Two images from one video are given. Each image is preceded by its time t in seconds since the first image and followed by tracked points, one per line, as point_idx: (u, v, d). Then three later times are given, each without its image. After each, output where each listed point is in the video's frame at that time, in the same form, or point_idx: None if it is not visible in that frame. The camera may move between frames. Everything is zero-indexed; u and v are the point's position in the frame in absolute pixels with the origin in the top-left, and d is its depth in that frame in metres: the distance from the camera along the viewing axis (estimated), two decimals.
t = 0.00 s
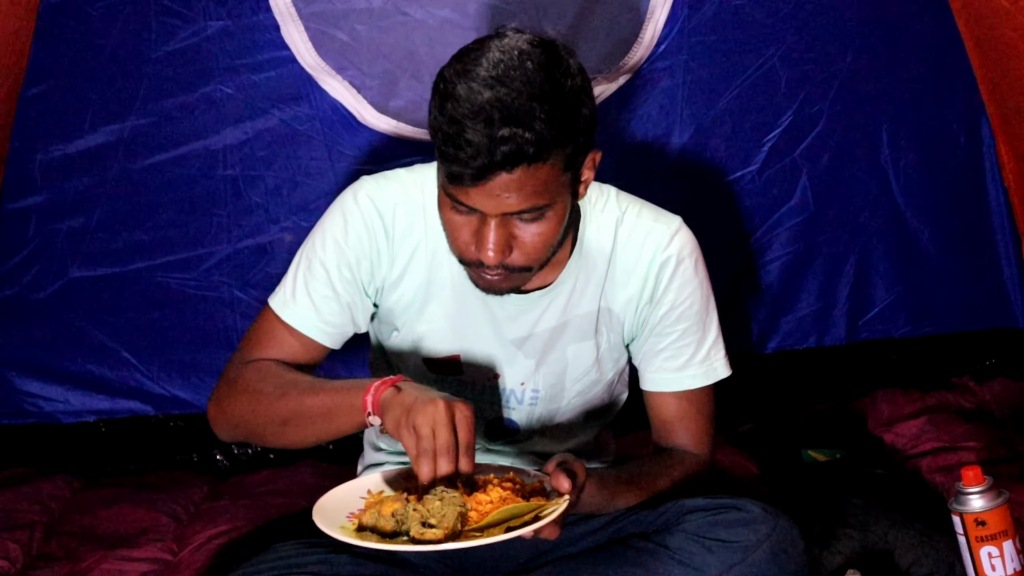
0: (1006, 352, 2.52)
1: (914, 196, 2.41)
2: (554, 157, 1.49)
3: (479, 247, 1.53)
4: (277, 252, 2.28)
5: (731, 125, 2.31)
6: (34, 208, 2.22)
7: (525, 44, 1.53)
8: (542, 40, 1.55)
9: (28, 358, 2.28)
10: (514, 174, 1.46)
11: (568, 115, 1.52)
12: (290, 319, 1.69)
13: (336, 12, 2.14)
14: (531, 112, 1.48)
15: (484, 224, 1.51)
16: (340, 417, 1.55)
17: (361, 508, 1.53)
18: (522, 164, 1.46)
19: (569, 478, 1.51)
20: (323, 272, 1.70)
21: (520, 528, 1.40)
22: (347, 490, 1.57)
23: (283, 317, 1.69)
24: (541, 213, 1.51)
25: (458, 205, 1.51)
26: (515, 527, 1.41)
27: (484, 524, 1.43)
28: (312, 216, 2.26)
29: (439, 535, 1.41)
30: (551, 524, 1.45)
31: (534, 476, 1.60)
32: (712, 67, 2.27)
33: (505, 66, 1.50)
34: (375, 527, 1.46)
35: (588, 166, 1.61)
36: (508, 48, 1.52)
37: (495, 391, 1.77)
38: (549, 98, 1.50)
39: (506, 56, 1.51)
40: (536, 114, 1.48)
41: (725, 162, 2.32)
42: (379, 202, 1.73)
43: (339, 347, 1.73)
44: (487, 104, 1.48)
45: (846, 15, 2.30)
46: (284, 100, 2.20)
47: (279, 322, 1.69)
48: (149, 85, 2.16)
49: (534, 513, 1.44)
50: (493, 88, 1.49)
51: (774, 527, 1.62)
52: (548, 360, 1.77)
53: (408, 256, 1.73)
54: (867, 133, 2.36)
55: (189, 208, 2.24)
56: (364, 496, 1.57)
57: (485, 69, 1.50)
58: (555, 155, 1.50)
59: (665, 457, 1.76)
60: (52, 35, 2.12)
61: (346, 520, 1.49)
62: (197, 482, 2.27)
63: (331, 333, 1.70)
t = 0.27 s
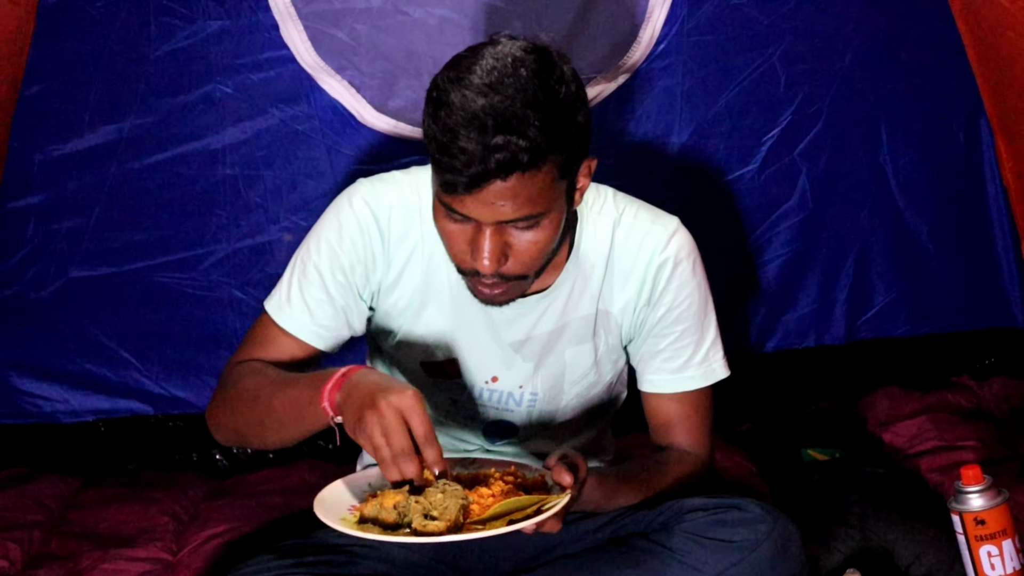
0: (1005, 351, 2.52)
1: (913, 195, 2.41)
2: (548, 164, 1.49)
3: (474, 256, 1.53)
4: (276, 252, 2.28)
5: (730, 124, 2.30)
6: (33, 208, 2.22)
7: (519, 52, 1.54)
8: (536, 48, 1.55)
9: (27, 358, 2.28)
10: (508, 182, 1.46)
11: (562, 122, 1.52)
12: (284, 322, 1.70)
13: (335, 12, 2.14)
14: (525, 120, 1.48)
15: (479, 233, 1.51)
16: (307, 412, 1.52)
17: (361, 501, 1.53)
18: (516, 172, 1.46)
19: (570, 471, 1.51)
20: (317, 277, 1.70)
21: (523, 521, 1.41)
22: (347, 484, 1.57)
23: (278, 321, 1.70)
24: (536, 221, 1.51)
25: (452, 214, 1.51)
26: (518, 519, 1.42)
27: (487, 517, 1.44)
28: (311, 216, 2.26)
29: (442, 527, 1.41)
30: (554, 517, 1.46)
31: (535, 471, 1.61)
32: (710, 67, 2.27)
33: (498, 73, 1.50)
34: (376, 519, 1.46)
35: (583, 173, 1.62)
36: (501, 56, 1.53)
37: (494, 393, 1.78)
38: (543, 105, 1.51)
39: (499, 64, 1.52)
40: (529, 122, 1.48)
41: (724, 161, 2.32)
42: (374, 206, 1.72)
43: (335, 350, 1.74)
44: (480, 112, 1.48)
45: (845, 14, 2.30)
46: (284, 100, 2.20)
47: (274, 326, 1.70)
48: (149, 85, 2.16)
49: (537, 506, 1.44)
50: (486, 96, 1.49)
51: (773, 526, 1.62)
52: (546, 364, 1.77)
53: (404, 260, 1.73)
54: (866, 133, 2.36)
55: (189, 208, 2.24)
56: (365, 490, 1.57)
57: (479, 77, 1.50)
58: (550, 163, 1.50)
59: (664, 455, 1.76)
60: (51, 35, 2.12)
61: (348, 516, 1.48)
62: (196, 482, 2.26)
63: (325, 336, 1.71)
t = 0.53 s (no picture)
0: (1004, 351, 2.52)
1: (912, 195, 2.41)
2: (537, 180, 1.48)
3: (462, 272, 1.52)
4: (275, 252, 2.28)
5: (729, 124, 2.30)
6: (32, 208, 2.22)
7: (509, 67, 1.53)
8: (526, 63, 1.55)
9: (27, 358, 2.28)
10: (497, 198, 1.45)
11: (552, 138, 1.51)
12: (276, 326, 1.70)
13: (334, 11, 2.13)
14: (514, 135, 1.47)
15: (467, 249, 1.50)
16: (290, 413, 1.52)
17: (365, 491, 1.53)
18: (505, 188, 1.45)
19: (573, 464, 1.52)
20: (310, 282, 1.71)
21: (527, 509, 1.42)
22: (350, 475, 1.57)
23: (270, 325, 1.71)
24: (525, 238, 1.50)
25: (441, 230, 1.50)
26: (521, 508, 1.42)
27: (490, 506, 1.45)
28: (310, 216, 2.26)
29: (446, 515, 1.42)
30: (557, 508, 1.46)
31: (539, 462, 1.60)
32: (710, 66, 2.27)
33: (488, 88, 1.49)
34: (380, 507, 1.46)
35: (574, 192, 1.61)
36: (491, 71, 1.52)
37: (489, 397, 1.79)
38: (533, 121, 1.50)
39: (489, 79, 1.51)
40: (518, 138, 1.47)
41: (723, 161, 2.32)
42: (369, 210, 1.72)
43: (328, 353, 1.75)
44: (469, 127, 1.47)
45: (844, 14, 2.30)
46: (283, 100, 2.20)
47: (266, 329, 1.71)
48: (148, 84, 2.16)
49: (541, 495, 1.45)
50: (475, 111, 1.48)
51: (771, 527, 1.62)
52: (541, 369, 1.77)
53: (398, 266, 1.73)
54: (865, 132, 2.36)
55: (188, 208, 2.24)
56: (367, 480, 1.57)
57: (468, 92, 1.49)
58: (539, 179, 1.48)
59: (665, 454, 1.75)
60: (50, 34, 2.12)
61: (350, 502, 1.48)
62: (196, 482, 2.26)
63: (318, 341, 1.72)
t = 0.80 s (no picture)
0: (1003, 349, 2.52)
1: (911, 194, 2.41)
2: (524, 190, 1.46)
3: (442, 286, 1.48)
4: (275, 251, 2.28)
5: (729, 123, 2.31)
6: (31, 207, 2.22)
7: (504, 79, 1.52)
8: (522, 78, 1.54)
9: (27, 357, 2.28)
10: (483, 203, 1.43)
11: (542, 146, 1.50)
12: (266, 336, 1.70)
13: (333, 11, 2.13)
14: (504, 140, 1.46)
15: (449, 261, 1.46)
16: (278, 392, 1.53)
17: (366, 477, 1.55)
18: (491, 193, 1.43)
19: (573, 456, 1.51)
20: (301, 292, 1.71)
21: (525, 499, 1.42)
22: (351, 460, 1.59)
23: (261, 336, 1.70)
24: (508, 252, 1.47)
25: (424, 240, 1.47)
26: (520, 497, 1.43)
27: (488, 497, 1.46)
28: (309, 215, 2.26)
29: (442, 503, 1.44)
30: (555, 500, 1.46)
31: (538, 455, 1.60)
32: (709, 65, 2.27)
33: (482, 96, 1.49)
34: (378, 493, 1.48)
35: (560, 217, 1.60)
36: (486, 80, 1.51)
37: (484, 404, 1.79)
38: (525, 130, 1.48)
39: (483, 88, 1.50)
40: (508, 142, 1.46)
41: (723, 159, 2.33)
42: (360, 219, 1.72)
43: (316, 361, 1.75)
44: (460, 131, 1.46)
45: (844, 12, 2.30)
46: (282, 99, 2.20)
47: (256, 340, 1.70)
48: (147, 84, 2.16)
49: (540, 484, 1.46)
50: (467, 116, 1.47)
51: (772, 526, 1.62)
52: (535, 379, 1.77)
53: (389, 273, 1.73)
54: (865, 131, 2.36)
55: (188, 207, 2.24)
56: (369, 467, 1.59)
57: (461, 98, 1.48)
58: (526, 186, 1.47)
59: (664, 456, 1.76)
60: (49, 33, 2.12)
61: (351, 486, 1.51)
62: (195, 481, 2.27)
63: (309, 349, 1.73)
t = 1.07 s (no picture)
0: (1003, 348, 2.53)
1: (911, 192, 2.41)
2: (507, 204, 1.46)
3: (416, 293, 1.48)
4: (275, 249, 2.28)
5: (729, 121, 2.30)
6: (31, 206, 2.22)
7: (506, 91, 1.52)
8: (525, 92, 1.54)
9: (26, 356, 2.28)
10: (466, 211, 1.43)
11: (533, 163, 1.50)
12: (261, 348, 1.70)
13: (333, 8, 2.12)
14: (496, 151, 1.46)
15: (427, 267, 1.46)
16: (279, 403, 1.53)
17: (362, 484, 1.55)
18: (475, 202, 1.43)
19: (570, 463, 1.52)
20: (295, 302, 1.71)
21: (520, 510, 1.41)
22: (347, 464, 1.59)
23: (256, 347, 1.70)
24: (486, 266, 1.46)
25: (404, 243, 1.46)
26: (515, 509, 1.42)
27: (483, 506, 1.45)
28: (309, 213, 2.26)
29: (436, 513, 1.42)
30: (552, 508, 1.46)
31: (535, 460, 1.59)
32: (709, 63, 2.27)
33: (480, 104, 1.49)
34: (373, 503, 1.48)
35: (549, 237, 1.60)
36: (488, 91, 1.51)
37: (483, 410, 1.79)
38: (518, 144, 1.49)
39: (483, 97, 1.50)
40: (499, 154, 1.46)
41: (722, 158, 2.32)
42: (352, 226, 1.71)
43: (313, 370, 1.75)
44: (454, 136, 1.46)
45: (844, 10, 2.29)
46: (282, 97, 2.20)
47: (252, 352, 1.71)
48: (147, 82, 2.16)
49: (537, 494, 1.45)
50: (463, 122, 1.47)
51: (772, 530, 1.62)
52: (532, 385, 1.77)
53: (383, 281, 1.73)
54: (865, 129, 2.36)
55: (187, 205, 2.24)
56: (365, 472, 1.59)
57: (461, 103, 1.49)
58: (511, 201, 1.47)
59: (664, 458, 1.76)
60: (49, 31, 2.12)
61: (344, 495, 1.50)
62: (195, 479, 2.27)
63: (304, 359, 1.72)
